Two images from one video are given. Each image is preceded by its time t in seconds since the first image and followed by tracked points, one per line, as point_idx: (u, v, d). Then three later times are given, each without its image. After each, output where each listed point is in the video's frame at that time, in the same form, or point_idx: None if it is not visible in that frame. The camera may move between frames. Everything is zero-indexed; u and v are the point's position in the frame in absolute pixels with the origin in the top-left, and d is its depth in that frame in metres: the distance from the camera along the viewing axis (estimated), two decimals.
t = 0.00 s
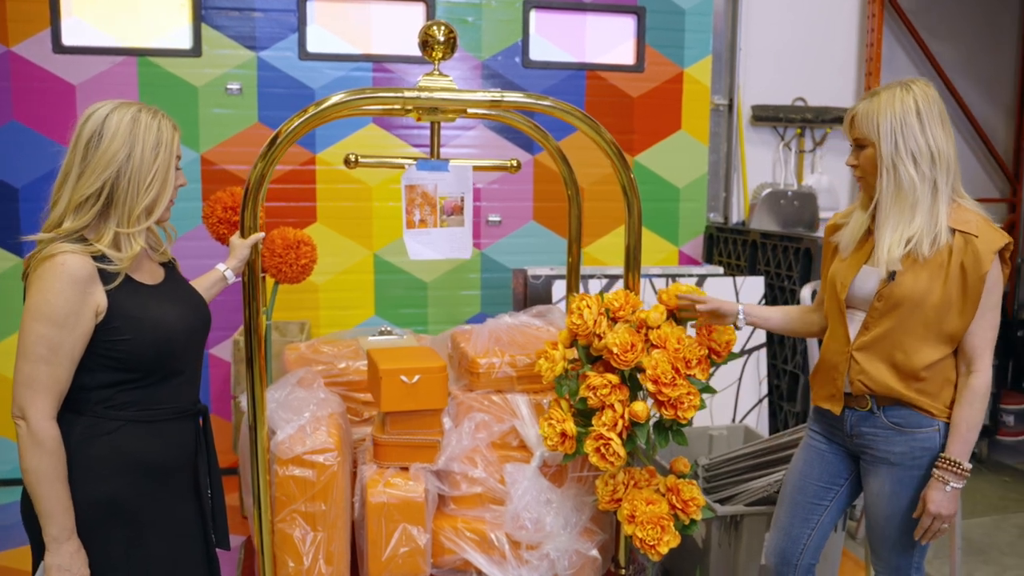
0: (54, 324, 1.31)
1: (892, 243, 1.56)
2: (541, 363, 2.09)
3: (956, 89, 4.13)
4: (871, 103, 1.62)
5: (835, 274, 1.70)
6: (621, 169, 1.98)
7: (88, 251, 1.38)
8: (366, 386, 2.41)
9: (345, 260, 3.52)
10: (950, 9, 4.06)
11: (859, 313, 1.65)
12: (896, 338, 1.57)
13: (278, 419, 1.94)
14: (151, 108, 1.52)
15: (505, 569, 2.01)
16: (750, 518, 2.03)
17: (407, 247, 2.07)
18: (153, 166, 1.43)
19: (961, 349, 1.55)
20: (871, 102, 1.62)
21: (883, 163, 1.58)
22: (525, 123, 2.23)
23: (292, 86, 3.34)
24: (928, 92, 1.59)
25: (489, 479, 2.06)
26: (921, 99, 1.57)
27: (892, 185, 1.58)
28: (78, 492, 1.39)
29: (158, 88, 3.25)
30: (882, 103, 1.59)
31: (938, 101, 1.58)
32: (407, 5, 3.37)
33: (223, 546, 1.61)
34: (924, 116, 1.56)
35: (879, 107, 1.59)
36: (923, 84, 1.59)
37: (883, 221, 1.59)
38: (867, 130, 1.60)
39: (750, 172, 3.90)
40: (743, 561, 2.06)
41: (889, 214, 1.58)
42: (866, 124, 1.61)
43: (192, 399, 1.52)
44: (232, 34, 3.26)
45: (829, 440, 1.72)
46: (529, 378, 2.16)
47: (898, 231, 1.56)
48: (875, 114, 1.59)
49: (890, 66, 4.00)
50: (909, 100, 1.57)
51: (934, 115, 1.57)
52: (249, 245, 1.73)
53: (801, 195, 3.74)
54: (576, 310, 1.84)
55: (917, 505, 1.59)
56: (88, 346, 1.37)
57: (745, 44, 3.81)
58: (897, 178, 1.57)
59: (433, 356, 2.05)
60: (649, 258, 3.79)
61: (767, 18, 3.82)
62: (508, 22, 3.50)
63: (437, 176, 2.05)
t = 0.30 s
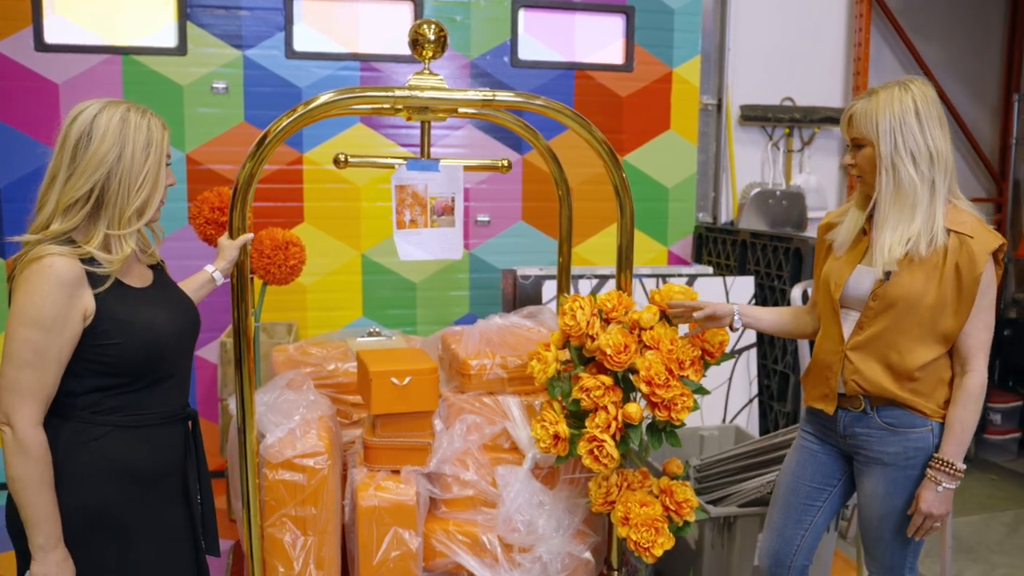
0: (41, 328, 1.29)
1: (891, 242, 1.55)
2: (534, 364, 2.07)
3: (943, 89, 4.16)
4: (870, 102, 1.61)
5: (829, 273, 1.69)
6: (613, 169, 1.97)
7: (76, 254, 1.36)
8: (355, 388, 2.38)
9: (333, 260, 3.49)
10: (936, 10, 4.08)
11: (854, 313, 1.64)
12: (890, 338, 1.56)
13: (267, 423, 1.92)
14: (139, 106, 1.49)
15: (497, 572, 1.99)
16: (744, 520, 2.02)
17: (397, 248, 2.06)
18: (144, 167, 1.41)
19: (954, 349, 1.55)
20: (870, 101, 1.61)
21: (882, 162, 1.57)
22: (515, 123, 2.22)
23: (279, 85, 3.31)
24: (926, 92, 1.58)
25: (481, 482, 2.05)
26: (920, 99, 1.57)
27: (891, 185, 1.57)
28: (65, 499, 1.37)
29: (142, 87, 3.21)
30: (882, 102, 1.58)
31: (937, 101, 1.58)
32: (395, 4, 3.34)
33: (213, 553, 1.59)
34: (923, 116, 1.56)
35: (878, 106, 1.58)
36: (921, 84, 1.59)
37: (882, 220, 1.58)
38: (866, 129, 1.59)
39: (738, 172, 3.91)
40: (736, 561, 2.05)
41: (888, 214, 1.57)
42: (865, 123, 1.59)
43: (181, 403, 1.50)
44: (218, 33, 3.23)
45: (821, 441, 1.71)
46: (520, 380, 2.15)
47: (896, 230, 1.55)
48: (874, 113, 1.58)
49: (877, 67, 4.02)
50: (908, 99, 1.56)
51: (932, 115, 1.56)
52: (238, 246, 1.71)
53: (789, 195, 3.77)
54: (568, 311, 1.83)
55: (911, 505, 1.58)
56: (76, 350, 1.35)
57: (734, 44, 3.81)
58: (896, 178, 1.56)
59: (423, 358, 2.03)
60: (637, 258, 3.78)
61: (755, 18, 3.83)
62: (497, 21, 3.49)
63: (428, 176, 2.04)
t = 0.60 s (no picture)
0: (21, 334, 1.26)
1: (886, 243, 1.55)
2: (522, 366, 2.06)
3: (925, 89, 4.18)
4: (861, 103, 1.61)
5: (821, 274, 1.69)
6: (601, 169, 1.95)
7: (57, 258, 1.32)
8: (340, 391, 2.34)
9: (316, 262, 3.45)
10: (919, 11, 4.10)
11: (846, 313, 1.64)
12: (883, 338, 1.56)
13: (252, 427, 1.88)
14: (122, 105, 1.45)
15: None
16: (734, 522, 2.01)
17: (383, 250, 2.03)
18: (128, 168, 1.38)
19: (947, 350, 1.56)
20: (861, 101, 1.60)
21: (875, 162, 1.57)
22: (500, 121, 2.19)
23: (261, 84, 3.27)
24: (917, 92, 1.59)
25: (469, 485, 2.02)
26: (911, 99, 1.57)
27: (884, 185, 1.57)
28: (46, 509, 1.34)
29: (121, 86, 3.15)
30: (873, 102, 1.58)
31: (928, 101, 1.58)
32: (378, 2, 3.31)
33: (197, 562, 1.55)
34: (914, 116, 1.56)
35: (870, 106, 1.58)
36: (912, 84, 1.59)
37: (876, 220, 1.58)
38: (858, 129, 1.59)
39: (723, 172, 3.92)
40: (727, 564, 2.03)
41: (881, 214, 1.57)
42: (857, 124, 1.59)
43: (165, 410, 1.46)
44: (199, 30, 3.18)
45: (813, 443, 1.70)
46: (508, 382, 2.12)
47: (890, 230, 1.55)
48: (866, 113, 1.58)
49: (861, 67, 4.03)
50: (899, 100, 1.57)
51: (923, 115, 1.57)
52: (221, 248, 1.67)
53: (775, 195, 3.83)
54: (557, 313, 1.81)
55: (904, 507, 1.58)
56: (57, 357, 1.32)
57: (719, 44, 3.82)
58: (889, 178, 1.56)
59: (409, 361, 2.01)
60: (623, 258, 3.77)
61: (740, 18, 3.83)
62: (481, 20, 3.46)
63: (414, 177, 2.01)
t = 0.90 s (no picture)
0: None
1: (880, 243, 1.57)
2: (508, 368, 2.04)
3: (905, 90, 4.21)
4: (852, 103, 1.62)
5: (812, 275, 1.70)
6: (589, 169, 1.93)
7: (36, 262, 1.28)
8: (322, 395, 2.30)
9: (296, 263, 3.40)
10: (899, 11, 4.13)
11: (837, 315, 1.66)
12: (875, 340, 1.58)
13: (234, 434, 1.84)
14: (103, 103, 1.41)
15: None
16: (723, 525, 2.00)
17: (367, 251, 1.99)
18: (108, 169, 1.33)
19: (937, 351, 1.59)
20: (853, 101, 1.62)
21: (868, 162, 1.59)
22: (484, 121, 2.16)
23: (240, 82, 3.21)
24: (907, 91, 1.61)
25: (455, 490, 1.99)
26: (902, 99, 1.59)
27: (877, 185, 1.59)
28: (25, 521, 1.30)
29: (96, 84, 3.08)
30: (865, 102, 1.60)
31: (918, 101, 1.61)
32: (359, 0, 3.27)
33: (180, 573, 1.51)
34: (906, 115, 1.58)
35: (862, 106, 1.59)
36: (903, 83, 1.61)
37: (869, 221, 1.60)
38: (851, 129, 1.60)
39: (706, 172, 3.92)
40: (716, 567, 2.02)
41: (874, 214, 1.59)
42: (849, 123, 1.61)
43: (147, 418, 1.42)
44: (176, 28, 3.12)
45: (804, 445, 1.71)
46: (494, 385, 2.09)
47: (883, 231, 1.58)
48: (858, 113, 1.59)
49: (843, 68, 4.05)
50: (891, 99, 1.58)
51: (915, 115, 1.59)
52: (203, 251, 1.63)
53: (756, 194, 3.85)
54: (546, 316, 1.79)
55: (897, 509, 1.60)
56: (37, 364, 1.28)
57: (701, 44, 3.82)
58: (882, 178, 1.58)
59: (395, 364, 1.97)
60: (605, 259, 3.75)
61: (722, 17, 3.83)
62: (463, 19, 3.43)
63: (398, 177, 1.97)
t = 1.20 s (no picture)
0: None
1: (872, 245, 1.59)
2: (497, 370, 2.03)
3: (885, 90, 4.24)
4: (842, 104, 1.63)
5: (804, 277, 1.72)
6: (576, 169, 1.91)
7: (15, 265, 1.25)
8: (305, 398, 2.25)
9: (276, 264, 3.35)
10: (877, 12, 4.16)
11: (829, 315, 1.68)
12: (867, 340, 1.61)
13: (217, 440, 1.80)
14: (82, 101, 1.37)
15: None
16: (712, 527, 2.00)
17: (351, 252, 1.96)
18: (88, 169, 1.29)
19: (929, 350, 1.61)
20: (843, 103, 1.62)
21: (860, 164, 1.60)
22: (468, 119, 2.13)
23: (218, 81, 3.16)
24: (896, 92, 1.61)
25: (442, 494, 1.97)
26: (892, 99, 1.60)
27: (869, 185, 1.60)
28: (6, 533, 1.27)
29: (69, 82, 3.01)
30: (855, 104, 1.60)
31: (907, 100, 1.62)
32: None
33: None
34: (896, 117, 1.59)
35: (853, 108, 1.60)
36: (892, 84, 1.62)
37: (862, 222, 1.61)
38: (842, 131, 1.61)
39: (687, 172, 3.92)
40: (705, 569, 2.02)
41: (866, 215, 1.61)
42: (840, 126, 1.61)
43: (130, 425, 1.38)
44: (152, 25, 3.06)
45: (795, 446, 1.73)
46: (481, 388, 2.07)
47: (875, 232, 1.59)
48: (849, 114, 1.60)
49: (822, 69, 4.08)
50: (881, 100, 1.59)
51: (904, 116, 1.60)
52: (184, 253, 1.60)
53: (738, 195, 3.88)
54: (534, 318, 1.77)
55: (889, 509, 1.63)
56: (16, 370, 1.25)
57: (683, 43, 3.82)
58: (874, 179, 1.60)
59: (381, 367, 1.94)
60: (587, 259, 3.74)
61: (703, 17, 3.84)
62: (444, 18, 3.40)
63: (383, 178, 1.95)
